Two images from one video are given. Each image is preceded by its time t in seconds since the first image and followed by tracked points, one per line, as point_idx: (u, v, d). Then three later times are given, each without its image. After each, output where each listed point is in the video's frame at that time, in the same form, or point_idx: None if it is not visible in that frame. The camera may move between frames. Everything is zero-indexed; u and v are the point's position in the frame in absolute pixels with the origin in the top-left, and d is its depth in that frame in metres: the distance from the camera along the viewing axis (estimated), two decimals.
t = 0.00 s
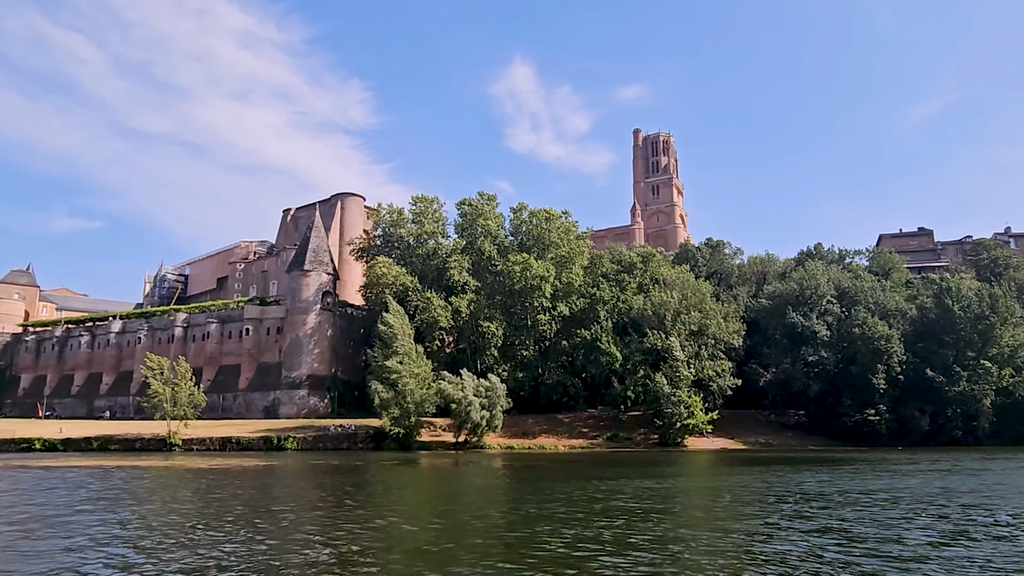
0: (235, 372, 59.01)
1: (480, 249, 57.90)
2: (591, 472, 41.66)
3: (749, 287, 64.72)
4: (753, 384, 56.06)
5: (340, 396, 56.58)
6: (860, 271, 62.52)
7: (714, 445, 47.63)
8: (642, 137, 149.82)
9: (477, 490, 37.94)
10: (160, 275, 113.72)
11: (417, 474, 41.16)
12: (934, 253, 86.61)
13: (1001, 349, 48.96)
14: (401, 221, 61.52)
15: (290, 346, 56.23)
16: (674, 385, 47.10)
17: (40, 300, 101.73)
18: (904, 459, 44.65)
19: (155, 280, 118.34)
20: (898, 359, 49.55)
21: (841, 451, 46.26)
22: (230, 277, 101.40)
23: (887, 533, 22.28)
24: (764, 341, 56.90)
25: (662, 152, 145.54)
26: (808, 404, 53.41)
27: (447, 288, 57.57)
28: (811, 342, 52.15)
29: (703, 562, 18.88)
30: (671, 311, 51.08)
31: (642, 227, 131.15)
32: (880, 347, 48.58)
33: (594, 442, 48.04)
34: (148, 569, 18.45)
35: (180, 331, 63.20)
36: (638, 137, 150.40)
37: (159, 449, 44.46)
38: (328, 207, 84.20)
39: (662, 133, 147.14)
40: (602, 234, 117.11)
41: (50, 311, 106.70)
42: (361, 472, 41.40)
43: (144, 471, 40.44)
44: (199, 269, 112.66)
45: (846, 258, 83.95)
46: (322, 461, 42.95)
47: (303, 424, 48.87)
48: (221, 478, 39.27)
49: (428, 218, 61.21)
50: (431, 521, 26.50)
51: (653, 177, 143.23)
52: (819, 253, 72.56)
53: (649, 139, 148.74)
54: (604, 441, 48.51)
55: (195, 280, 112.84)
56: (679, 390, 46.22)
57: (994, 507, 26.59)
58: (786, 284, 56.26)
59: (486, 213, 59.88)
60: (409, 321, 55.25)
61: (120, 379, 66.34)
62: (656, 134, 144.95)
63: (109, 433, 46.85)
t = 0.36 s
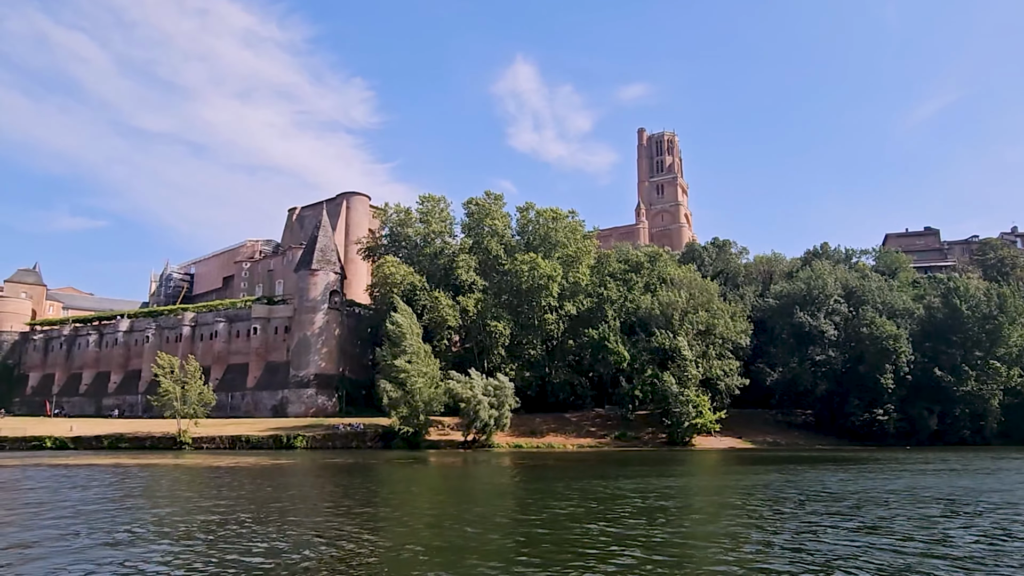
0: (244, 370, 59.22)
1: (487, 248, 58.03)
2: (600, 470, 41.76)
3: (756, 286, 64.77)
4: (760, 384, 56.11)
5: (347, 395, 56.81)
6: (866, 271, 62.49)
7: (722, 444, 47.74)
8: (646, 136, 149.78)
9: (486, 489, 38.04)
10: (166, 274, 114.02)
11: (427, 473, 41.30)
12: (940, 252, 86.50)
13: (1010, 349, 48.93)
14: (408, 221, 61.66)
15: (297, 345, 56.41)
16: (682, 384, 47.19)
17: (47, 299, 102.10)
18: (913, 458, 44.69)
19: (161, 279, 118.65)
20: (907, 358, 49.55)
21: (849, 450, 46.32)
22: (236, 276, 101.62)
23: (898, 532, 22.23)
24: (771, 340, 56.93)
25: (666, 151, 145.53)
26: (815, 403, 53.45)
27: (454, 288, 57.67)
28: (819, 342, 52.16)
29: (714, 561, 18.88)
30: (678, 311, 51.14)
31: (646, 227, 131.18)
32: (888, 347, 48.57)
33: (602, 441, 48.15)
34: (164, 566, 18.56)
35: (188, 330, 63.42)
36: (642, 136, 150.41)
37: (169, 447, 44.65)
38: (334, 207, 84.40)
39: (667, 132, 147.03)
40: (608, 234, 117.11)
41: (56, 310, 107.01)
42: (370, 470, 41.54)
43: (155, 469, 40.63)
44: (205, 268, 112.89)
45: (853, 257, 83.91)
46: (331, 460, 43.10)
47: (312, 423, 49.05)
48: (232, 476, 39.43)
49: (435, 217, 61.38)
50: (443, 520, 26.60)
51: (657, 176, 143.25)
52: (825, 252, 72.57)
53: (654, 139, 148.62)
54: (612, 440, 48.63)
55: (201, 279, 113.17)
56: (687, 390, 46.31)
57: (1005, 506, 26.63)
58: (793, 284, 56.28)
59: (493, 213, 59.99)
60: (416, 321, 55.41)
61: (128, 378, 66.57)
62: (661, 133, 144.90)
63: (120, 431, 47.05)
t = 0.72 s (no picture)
0: (251, 370, 59.40)
1: (494, 247, 58.13)
2: (608, 470, 41.84)
3: (762, 285, 64.82)
4: (767, 383, 56.11)
5: (355, 395, 56.96)
6: (873, 270, 62.47)
7: (730, 444, 47.84)
8: (650, 135, 149.78)
9: (495, 488, 38.14)
10: (171, 274, 114.32)
11: (436, 471, 41.46)
12: (946, 252, 86.39)
13: (1018, 348, 48.91)
14: (415, 220, 61.91)
15: (305, 345, 56.57)
16: (690, 383, 47.26)
17: (53, 298, 102.40)
18: (920, 457, 44.83)
19: (166, 279, 118.92)
20: (915, 358, 49.55)
21: (856, 450, 46.34)
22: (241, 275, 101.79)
23: (909, 532, 22.24)
24: (778, 340, 56.94)
25: (671, 151, 145.45)
26: (822, 402, 53.54)
27: (462, 287, 57.76)
28: (827, 341, 52.14)
29: (727, 561, 18.91)
30: (686, 310, 51.18)
31: (650, 226, 131.19)
32: (896, 347, 48.55)
33: (611, 440, 48.20)
34: (179, 564, 18.64)
35: (196, 329, 63.64)
36: (646, 136, 150.39)
37: (179, 446, 44.82)
38: (340, 207, 84.60)
39: (671, 132, 146.93)
40: (613, 233, 117.15)
41: (62, 309, 107.34)
42: (379, 469, 41.70)
43: (165, 468, 40.81)
44: (211, 267, 113.07)
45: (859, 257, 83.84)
46: (341, 458, 43.28)
47: (321, 422, 49.22)
48: (242, 474, 39.60)
49: (442, 217, 61.53)
50: (454, 519, 26.71)
51: (661, 176, 143.24)
52: (831, 252, 72.64)
53: (658, 138, 148.57)
54: (621, 439, 48.70)
55: (206, 279, 113.43)
56: (696, 389, 46.36)
57: (1017, 506, 26.66)
58: (801, 283, 56.30)
59: (500, 212, 60.15)
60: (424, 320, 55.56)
61: (136, 377, 66.76)
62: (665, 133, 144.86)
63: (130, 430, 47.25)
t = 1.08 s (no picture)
0: (259, 369, 59.57)
1: (501, 247, 58.28)
2: (616, 469, 41.90)
3: (768, 285, 64.88)
4: (774, 383, 56.14)
5: (362, 394, 57.10)
6: (879, 270, 62.48)
7: (738, 443, 47.90)
8: (654, 135, 149.84)
9: (504, 487, 38.24)
10: (177, 274, 114.63)
11: (445, 470, 41.60)
12: (952, 251, 86.36)
13: None
14: (421, 220, 62.25)
15: (312, 345, 56.75)
16: (697, 382, 47.36)
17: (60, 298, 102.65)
18: (928, 456, 44.87)
19: (172, 279, 119.20)
20: (922, 357, 49.56)
21: (864, 449, 46.40)
22: (247, 275, 101.99)
23: (918, 532, 22.21)
24: (784, 339, 56.97)
25: (675, 150, 145.41)
26: (829, 401, 53.60)
27: (469, 287, 57.89)
28: (834, 340, 52.17)
29: (737, 560, 18.94)
30: (693, 309, 51.27)
31: (654, 226, 131.19)
32: (904, 346, 48.56)
33: (618, 440, 48.28)
34: (193, 562, 18.72)
35: (203, 329, 63.85)
36: (650, 135, 150.42)
37: (189, 446, 44.99)
38: (345, 207, 84.82)
39: (675, 131, 146.85)
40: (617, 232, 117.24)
41: (68, 309, 107.64)
42: (388, 468, 41.83)
43: (175, 467, 40.97)
44: (216, 267, 113.32)
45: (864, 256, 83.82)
46: (350, 457, 43.45)
47: (329, 422, 49.37)
48: (252, 473, 39.76)
49: (449, 216, 61.80)
50: (466, 518, 26.80)
51: (665, 175, 143.24)
52: (836, 251, 72.66)
53: (662, 138, 148.61)
54: (628, 438, 48.77)
55: (211, 279, 113.68)
56: (703, 388, 46.43)
57: None
58: (807, 282, 56.36)
59: (506, 211, 60.67)
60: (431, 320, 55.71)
61: (143, 377, 66.96)
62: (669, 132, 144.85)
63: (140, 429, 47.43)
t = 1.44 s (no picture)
0: (266, 369, 59.72)
1: (507, 247, 58.37)
2: (624, 468, 41.97)
3: (774, 284, 64.91)
4: (780, 382, 56.14)
5: (369, 394, 57.21)
6: (885, 269, 62.49)
7: (745, 442, 47.94)
8: (658, 135, 149.80)
9: (512, 486, 38.33)
10: (181, 274, 114.87)
11: (453, 470, 41.68)
12: (958, 250, 86.30)
13: None
14: (428, 220, 62.40)
15: (320, 344, 56.89)
16: (705, 382, 47.41)
17: (65, 298, 102.87)
18: (936, 455, 44.86)
19: (176, 279, 119.44)
20: (930, 356, 49.54)
21: (871, 448, 46.43)
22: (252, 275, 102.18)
23: (929, 530, 22.26)
24: (790, 338, 57.03)
25: (678, 150, 145.32)
26: (836, 400, 53.64)
27: (475, 287, 57.98)
28: (841, 340, 52.17)
29: (750, 557, 19.02)
30: (700, 308, 51.40)
31: (658, 225, 131.17)
32: (911, 346, 48.57)
33: (625, 439, 48.36)
34: (207, 558, 18.79)
35: (210, 329, 64.02)
36: (653, 135, 150.39)
37: (198, 445, 45.13)
38: (349, 207, 85.00)
39: (678, 131, 146.71)
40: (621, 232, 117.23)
41: (74, 310, 107.91)
42: (397, 468, 41.91)
43: (184, 466, 41.11)
44: (220, 268, 113.49)
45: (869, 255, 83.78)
46: (358, 457, 43.55)
47: (337, 421, 49.50)
48: (261, 473, 39.89)
49: (455, 216, 61.99)
50: (477, 516, 26.90)
51: (668, 175, 143.14)
52: (842, 250, 72.66)
53: (666, 137, 148.55)
54: (635, 438, 48.83)
55: (215, 279, 113.85)
56: (711, 387, 46.48)
57: None
58: (814, 282, 56.37)
59: (513, 211, 60.92)
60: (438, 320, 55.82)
61: (150, 376, 67.10)
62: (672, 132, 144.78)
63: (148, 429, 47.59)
